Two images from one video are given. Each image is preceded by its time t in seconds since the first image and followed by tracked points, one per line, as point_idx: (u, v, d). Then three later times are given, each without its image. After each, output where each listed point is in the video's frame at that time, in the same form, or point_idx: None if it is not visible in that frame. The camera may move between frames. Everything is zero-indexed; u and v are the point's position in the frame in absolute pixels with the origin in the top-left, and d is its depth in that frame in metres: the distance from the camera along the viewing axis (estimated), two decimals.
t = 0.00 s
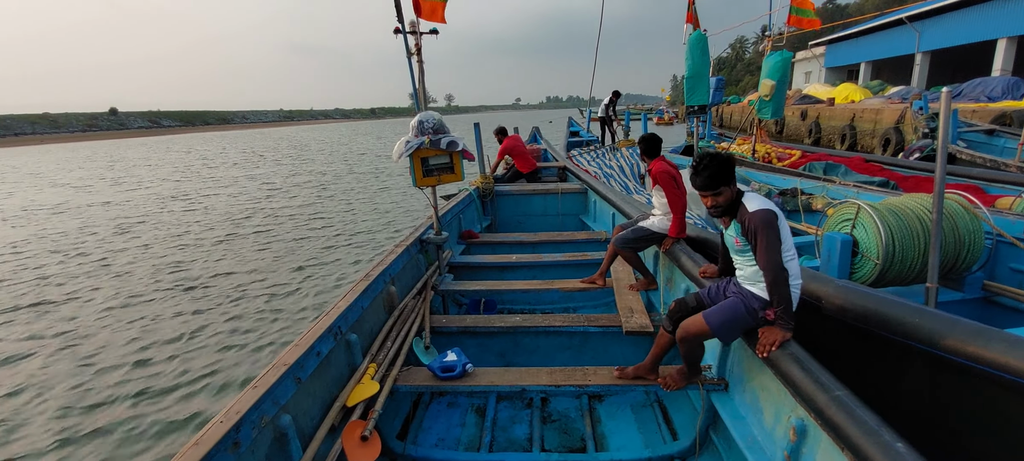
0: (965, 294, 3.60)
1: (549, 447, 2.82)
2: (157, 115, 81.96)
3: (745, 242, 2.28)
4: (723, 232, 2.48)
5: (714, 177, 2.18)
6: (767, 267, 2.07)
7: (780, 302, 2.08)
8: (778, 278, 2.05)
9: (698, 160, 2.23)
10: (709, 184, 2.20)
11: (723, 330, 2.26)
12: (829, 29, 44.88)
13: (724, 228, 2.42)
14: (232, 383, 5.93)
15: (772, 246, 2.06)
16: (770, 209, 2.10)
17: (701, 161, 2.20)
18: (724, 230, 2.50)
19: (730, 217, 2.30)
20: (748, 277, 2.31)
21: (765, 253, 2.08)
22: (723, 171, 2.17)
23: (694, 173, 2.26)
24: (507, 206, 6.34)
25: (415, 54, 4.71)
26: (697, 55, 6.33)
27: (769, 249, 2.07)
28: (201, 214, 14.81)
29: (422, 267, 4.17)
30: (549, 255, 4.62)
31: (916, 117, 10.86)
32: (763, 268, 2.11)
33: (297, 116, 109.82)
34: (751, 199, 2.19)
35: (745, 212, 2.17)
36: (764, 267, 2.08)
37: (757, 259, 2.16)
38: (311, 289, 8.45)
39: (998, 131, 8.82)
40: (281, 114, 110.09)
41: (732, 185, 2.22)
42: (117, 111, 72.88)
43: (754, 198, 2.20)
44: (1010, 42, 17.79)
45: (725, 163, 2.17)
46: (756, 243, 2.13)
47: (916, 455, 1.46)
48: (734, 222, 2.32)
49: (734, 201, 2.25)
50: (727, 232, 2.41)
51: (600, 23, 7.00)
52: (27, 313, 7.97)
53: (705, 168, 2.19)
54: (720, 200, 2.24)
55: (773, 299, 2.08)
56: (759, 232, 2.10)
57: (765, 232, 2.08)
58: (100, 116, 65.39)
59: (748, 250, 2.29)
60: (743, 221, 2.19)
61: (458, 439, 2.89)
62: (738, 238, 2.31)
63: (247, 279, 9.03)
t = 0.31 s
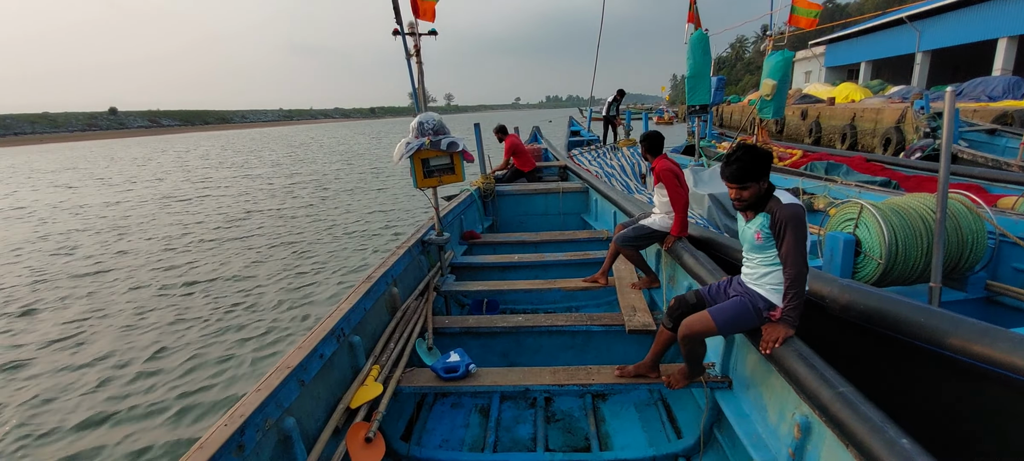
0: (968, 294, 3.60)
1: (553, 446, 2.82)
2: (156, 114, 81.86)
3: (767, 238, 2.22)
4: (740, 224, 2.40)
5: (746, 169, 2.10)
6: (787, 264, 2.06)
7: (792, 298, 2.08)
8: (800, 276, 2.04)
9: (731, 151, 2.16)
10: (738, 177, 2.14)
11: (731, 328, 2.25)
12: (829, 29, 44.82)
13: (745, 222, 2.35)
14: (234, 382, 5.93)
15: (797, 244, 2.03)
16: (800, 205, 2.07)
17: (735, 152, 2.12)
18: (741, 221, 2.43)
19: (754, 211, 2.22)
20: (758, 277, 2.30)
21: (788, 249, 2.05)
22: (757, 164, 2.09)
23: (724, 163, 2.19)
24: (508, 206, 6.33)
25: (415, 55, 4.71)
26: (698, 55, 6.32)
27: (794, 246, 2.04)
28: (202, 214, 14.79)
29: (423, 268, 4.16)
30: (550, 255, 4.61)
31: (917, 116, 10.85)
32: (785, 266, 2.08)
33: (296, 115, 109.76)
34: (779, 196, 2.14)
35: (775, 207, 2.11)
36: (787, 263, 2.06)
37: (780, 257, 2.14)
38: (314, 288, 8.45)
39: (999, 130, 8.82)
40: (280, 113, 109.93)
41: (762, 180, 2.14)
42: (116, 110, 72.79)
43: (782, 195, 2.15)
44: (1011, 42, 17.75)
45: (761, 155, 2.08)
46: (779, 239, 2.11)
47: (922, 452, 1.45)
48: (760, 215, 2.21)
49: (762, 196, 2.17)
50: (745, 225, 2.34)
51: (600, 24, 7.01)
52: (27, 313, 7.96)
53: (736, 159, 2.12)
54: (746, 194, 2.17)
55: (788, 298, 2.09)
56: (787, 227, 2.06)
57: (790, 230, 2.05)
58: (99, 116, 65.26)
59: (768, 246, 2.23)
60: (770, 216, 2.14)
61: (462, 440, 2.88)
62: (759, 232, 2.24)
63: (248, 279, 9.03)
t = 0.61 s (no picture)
0: (970, 294, 3.60)
1: (558, 446, 2.84)
2: (157, 114, 81.95)
3: (781, 235, 2.22)
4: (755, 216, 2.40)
5: (763, 162, 2.17)
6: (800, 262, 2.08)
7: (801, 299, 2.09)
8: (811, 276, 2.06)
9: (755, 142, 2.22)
10: (756, 167, 2.20)
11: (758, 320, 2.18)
12: (829, 28, 44.80)
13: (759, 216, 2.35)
14: (238, 382, 5.96)
15: (812, 242, 2.05)
16: (815, 206, 2.06)
17: (758, 143, 2.18)
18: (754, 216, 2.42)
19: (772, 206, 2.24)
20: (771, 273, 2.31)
21: (804, 248, 2.06)
22: (775, 158, 2.15)
23: (745, 154, 2.26)
24: (511, 206, 6.34)
25: (418, 57, 4.72)
26: (701, 55, 6.33)
27: (809, 245, 2.05)
28: (204, 214, 14.83)
29: (427, 269, 4.18)
30: (554, 255, 4.63)
31: (919, 117, 10.85)
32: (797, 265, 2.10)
33: (297, 115, 109.82)
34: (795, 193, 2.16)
35: (790, 203, 2.13)
36: (801, 261, 2.07)
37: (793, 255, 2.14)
38: (317, 288, 8.46)
39: (1001, 131, 8.82)
40: (281, 113, 109.99)
41: (781, 175, 2.17)
42: (117, 110, 72.89)
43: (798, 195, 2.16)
44: (1012, 42, 17.74)
45: (780, 150, 2.15)
46: (793, 237, 2.12)
47: (927, 449, 1.46)
48: (777, 211, 2.21)
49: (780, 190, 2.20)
50: (759, 221, 2.34)
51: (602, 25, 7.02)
52: (33, 314, 8.00)
53: (756, 150, 2.19)
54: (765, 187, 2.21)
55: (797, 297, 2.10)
56: (800, 227, 2.07)
57: (806, 229, 2.05)
58: (100, 116, 65.33)
59: (781, 242, 2.24)
60: (784, 213, 2.15)
61: (467, 439, 2.90)
62: (774, 228, 2.24)
63: (251, 278, 9.07)
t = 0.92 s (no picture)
0: (970, 295, 3.60)
1: (556, 446, 2.83)
2: (157, 114, 81.99)
3: (782, 240, 2.16)
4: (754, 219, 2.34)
5: (757, 162, 2.16)
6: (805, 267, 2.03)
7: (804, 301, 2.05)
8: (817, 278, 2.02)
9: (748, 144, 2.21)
10: (751, 168, 2.19)
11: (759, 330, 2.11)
12: (828, 29, 44.75)
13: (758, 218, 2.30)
14: (237, 381, 5.97)
15: (818, 246, 2.01)
16: (819, 211, 2.03)
17: (751, 142, 2.17)
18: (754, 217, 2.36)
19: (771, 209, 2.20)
20: (767, 276, 2.26)
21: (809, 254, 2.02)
22: (770, 158, 2.13)
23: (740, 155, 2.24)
24: (511, 206, 6.34)
25: (419, 56, 4.72)
26: (701, 55, 6.34)
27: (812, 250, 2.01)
28: (205, 214, 14.85)
29: (427, 269, 4.18)
30: (553, 255, 4.63)
31: (920, 116, 10.84)
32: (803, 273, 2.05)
33: (297, 114, 109.89)
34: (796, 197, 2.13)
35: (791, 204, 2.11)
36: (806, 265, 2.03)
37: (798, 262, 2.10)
38: (318, 288, 8.45)
39: (1002, 131, 8.81)
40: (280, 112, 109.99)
41: (779, 177, 2.14)
42: (117, 110, 72.91)
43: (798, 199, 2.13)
44: (1012, 42, 17.72)
45: (775, 150, 2.13)
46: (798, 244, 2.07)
47: (925, 452, 1.46)
48: (778, 214, 2.17)
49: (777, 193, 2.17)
50: (758, 223, 2.28)
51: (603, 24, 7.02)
52: (33, 312, 8.02)
53: (750, 150, 2.18)
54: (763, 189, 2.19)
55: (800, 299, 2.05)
56: (805, 233, 2.02)
57: (811, 235, 2.01)
58: (100, 116, 65.43)
59: (783, 247, 2.18)
60: (785, 217, 2.12)
61: (465, 439, 2.90)
62: (775, 233, 2.18)
63: (252, 278, 9.07)
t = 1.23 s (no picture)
0: (968, 296, 3.60)
1: (553, 448, 2.83)
2: (157, 116, 82.05)
3: (771, 253, 2.15)
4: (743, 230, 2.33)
5: (738, 177, 2.13)
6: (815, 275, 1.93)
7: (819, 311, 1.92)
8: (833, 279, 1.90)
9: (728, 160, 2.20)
10: (733, 183, 2.16)
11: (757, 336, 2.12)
12: (827, 29, 44.75)
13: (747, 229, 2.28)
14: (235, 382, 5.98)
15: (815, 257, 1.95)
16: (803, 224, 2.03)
17: (732, 158, 2.16)
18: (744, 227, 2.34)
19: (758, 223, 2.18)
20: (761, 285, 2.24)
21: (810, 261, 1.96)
22: (752, 171, 2.10)
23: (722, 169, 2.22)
24: (510, 207, 6.35)
25: (418, 57, 4.72)
26: (700, 56, 6.35)
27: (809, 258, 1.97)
28: (205, 215, 14.87)
29: (426, 269, 4.18)
30: (551, 257, 4.63)
31: (919, 117, 10.85)
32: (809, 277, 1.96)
33: (297, 116, 109.96)
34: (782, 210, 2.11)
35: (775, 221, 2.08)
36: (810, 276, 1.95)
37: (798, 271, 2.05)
38: (317, 290, 8.44)
39: (1001, 131, 8.81)
40: (280, 114, 110.04)
41: (761, 190, 2.12)
42: (117, 112, 72.96)
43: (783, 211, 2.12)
44: (1011, 43, 17.72)
45: (754, 163, 2.11)
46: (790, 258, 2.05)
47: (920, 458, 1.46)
48: (761, 229, 2.17)
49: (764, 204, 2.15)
50: (747, 235, 2.26)
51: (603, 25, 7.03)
52: (34, 314, 8.03)
53: (730, 166, 2.16)
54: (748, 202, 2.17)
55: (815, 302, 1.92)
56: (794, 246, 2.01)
57: (804, 247, 1.98)
58: (100, 118, 65.47)
59: (772, 259, 2.16)
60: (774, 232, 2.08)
61: (462, 440, 2.90)
62: (762, 246, 2.17)
63: (251, 280, 9.07)
